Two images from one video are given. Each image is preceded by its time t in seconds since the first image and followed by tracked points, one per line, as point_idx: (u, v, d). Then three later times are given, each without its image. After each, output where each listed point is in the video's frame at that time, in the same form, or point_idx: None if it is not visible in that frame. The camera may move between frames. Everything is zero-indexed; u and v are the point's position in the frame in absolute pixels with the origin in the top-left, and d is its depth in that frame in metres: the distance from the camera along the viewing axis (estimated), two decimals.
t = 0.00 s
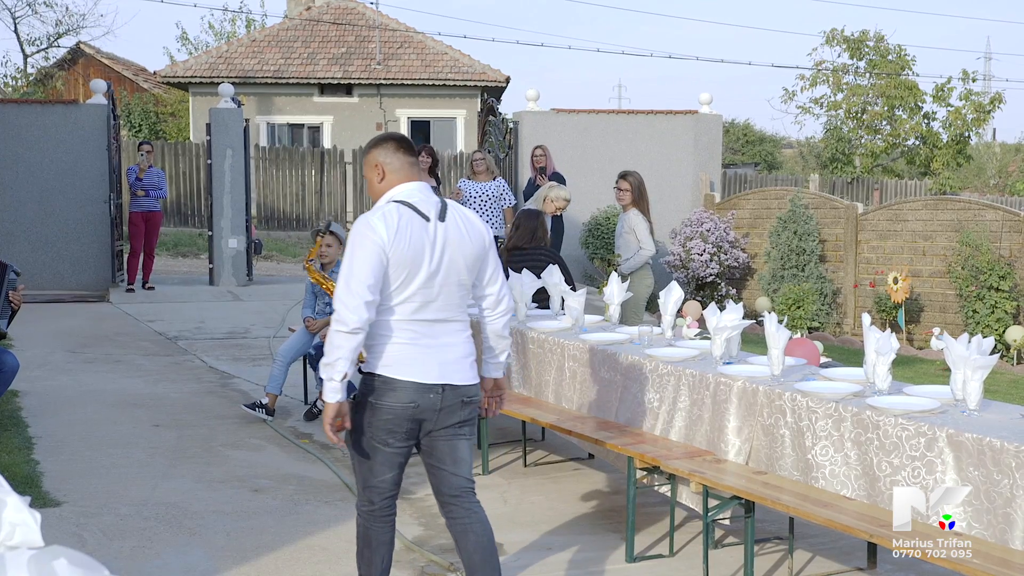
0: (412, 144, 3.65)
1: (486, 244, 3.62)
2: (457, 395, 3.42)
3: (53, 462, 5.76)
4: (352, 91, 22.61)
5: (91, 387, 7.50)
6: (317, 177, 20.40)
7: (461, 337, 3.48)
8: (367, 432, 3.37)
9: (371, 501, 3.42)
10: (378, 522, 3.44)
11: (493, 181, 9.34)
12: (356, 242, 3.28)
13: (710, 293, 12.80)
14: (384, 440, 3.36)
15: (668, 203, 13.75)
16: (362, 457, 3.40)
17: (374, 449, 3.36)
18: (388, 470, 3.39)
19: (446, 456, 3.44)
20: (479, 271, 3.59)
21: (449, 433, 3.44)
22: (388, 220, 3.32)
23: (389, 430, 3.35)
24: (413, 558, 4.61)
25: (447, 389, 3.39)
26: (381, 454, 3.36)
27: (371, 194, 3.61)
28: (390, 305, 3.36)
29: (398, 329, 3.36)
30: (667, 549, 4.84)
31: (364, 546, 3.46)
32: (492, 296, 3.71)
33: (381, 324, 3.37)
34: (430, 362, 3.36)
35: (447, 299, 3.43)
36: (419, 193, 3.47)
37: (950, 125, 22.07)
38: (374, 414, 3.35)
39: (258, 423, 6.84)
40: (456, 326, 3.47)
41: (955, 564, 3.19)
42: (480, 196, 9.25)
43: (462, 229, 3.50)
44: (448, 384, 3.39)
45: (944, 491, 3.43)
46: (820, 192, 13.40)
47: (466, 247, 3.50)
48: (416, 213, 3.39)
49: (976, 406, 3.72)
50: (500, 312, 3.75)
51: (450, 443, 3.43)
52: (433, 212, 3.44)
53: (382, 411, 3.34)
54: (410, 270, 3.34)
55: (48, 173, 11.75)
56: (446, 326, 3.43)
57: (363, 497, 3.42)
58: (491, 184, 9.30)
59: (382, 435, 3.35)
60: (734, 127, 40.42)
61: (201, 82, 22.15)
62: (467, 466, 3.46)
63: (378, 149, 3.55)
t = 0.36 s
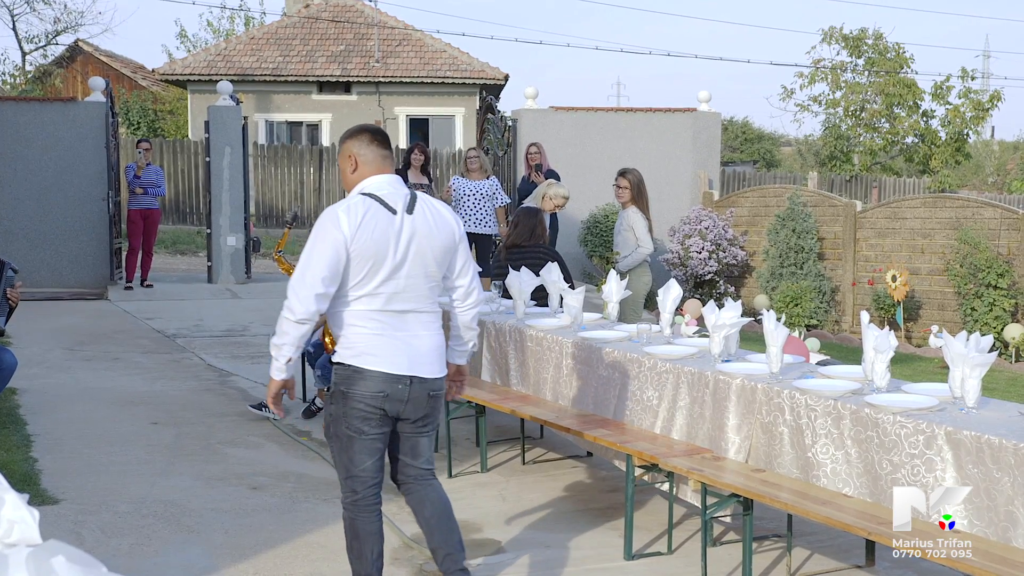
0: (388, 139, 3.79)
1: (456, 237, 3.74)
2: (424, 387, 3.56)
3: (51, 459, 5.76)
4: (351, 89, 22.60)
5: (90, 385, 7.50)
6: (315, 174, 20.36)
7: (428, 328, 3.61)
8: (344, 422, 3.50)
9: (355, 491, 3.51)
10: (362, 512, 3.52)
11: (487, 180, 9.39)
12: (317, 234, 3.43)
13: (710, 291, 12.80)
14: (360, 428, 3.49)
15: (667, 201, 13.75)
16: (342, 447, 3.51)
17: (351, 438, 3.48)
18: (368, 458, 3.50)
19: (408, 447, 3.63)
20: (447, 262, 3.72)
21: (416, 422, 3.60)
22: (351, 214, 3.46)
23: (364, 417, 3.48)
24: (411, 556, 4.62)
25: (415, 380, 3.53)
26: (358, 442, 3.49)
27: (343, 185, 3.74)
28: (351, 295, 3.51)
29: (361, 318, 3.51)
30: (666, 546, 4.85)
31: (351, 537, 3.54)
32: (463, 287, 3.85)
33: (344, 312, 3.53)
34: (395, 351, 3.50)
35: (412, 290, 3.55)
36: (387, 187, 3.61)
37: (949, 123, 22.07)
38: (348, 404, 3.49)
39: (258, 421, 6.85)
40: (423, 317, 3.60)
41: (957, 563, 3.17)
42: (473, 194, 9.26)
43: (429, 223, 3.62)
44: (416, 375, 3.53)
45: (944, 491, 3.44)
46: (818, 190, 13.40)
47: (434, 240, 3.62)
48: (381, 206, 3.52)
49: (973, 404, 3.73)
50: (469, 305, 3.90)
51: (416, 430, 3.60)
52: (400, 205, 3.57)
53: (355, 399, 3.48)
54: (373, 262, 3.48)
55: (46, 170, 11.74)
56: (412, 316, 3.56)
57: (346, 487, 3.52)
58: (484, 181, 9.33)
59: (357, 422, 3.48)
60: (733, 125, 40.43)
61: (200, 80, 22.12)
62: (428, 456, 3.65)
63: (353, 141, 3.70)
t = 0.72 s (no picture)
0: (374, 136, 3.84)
1: (434, 235, 3.79)
2: (405, 382, 3.64)
3: (50, 459, 5.76)
4: (349, 88, 22.60)
5: (88, 384, 7.50)
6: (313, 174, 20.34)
7: (405, 323, 3.68)
8: (329, 418, 3.56)
9: (346, 485, 3.55)
10: (354, 506, 3.57)
11: (480, 179, 9.38)
12: (293, 230, 3.50)
13: (708, 291, 12.83)
14: (346, 423, 3.55)
15: (666, 200, 13.74)
16: (331, 442, 3.56)
17: (339, 432, 3.54)
18: (357, 450, 3.55)
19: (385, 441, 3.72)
20: (425, 260, 3.77)
21: (396, 416, 3.69)
22: (328, 211, 3.51)
23: (349, 411, 3.55)
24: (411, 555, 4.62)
25: (396, 375, 3.61)
26: (346, 435, 3.54)
27: (327, 179, 3.79)
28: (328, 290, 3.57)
29: (338, 314, 3.57)
30: (664, 545, 4.85)
31: (347, 531, 3.58)
32: (441, 285, 3.91)
33: (320, 306, 3.60)
34: (373, 347, 3.56)
35: (388, 287, 3.62)
36: (368, 184, 3.66)
37: (948, 122, 22.06)
38: (332, 399, 3.55)
39: (257, 420, 6.85)
40: (400, 313, 3.67)
41: (957, 563, 3.17)
42: (467, 194, 9.24)
43: (407, 222, 3.67)
44: (396, 369, 3.60)
45: (944, 491, 3.43)
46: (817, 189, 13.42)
47: (411, 238, 3.67)
48: (358, 204, 3.57)
49: (972, 403, 3.74)
50: (444, 304, 3.95)
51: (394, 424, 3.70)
52: (377, 203, 3.62)
53: (339, 393, 3.55)
54: (349, 259, 3.54)
55: (45, 169, 11.73)
56: (389, 312, 3.63)
57: (337, 483, 3.56)
58: (478, 181, 9.32)
59: (344, 416, 3.55)
60: (732, 125, 40.43)
61: (198, 79, 22.10)
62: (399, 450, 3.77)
63: (339, 136, 3.75)
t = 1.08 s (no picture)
0: (363, 142, 3.87)
1: (418, 240, 3.82)
2: (388, 379, 3.67)
3: (49, 459, 5.75)
4: (349, 88, 22.59)
5: (88, 383, 7.50)
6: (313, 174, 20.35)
7: (388, 324, 3.70)
8: (317, 417, 3.58)
9: (339, 481, 3.58)
10: (348, 501, 3.60)
11: (476, 180, 9.40)
12: (279, 230, 3.53)
13: (708, 291, 12.83)
14: (334, 421, 3.57)
15: (666, 199, 13.73)
16: (320, 439, 3.58)
17: (329, 429, 3.57)
18: (348, 446, 3.58)
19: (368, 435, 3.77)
20: (408, 263, 3.80)
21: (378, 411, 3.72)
22: (313, 213, 3.54)
23: (338, 408, 3.57)
24: (410, 554, 4.62)
25: (380, 373, 3.63)
26: (336, 431, 3.57)
27: (314, 181, 3.81)
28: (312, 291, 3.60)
29: (322, 315, 3.59)
30: (664, 545, 4.85)
31: (343, 527, 3.60)
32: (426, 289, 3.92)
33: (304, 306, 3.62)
34: (356, 347, 3.58)
35: (372, 289, 3.64)
36: (352, 187, 3.68)
37: (947, 122, 22.06)
38: (319, 397, 3.57)
39: (257, 419, 6.85)
40: (383, 314, 3.69)
41: (959, 563, 3.16)
42: (463, 196, 9.26)
43: (390, 225, 3.70)
44: (380, 369, 3.63)
45: (945, 491, 3.43)
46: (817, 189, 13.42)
47: (394, 241, 3.70)
48: (344, 206, 3.60)
49: (972, 403, 3.74)
50: (430, 306, 3.96)
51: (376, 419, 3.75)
52: (363, 205, 3.65)
53: (327, 390, 3.56)
54: (334, 260, 3.56)
55: (45, 169, 11.73)
56: (372, 313, 3.65)
57: (329, 479, 3.59)
58: (473, 182, 9.34)
59: (332, 413, 3.57)
60: (731, 125, 40.44)
61: (198, 79, 22.10)
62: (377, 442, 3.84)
63: (328, 140, 3.77)
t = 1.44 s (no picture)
0: (357, 149, 3.88)
1: (408, 241, 3.88)
2: (376, 378, 3.73)
3: (51, 458, 5.76)
4: (350, 87, 22.59)
5: (90, 383, 7.50)
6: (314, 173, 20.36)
7: (376, 326, 3.75)
8: (309, 415, 3.61)
9: (330, 476, 3.60)
10: (339, 497, 3.61)
11: (475, 179, 9.40)
12: (275, 230, 3.54)
13: (709, 290, 12.78)
14: (327, 420, 3.60)
15: (667, 199, 13.72)
16: (311, 437, 3.61)
17: (320, 426, 3.60)
18: (339, 443, 3.62)
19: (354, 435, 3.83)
20: (396, 266, 3.86)
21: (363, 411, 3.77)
22: (310, 214, 3.58)
23: (330, 405, 3.61)
24: (411, 554, 4.62)
25: (369, 372, 3.69)
26: (328, 428, 3.61)
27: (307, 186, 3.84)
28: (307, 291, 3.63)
29: (313, 316, 3.63)
30: (666, 545, 4.85)
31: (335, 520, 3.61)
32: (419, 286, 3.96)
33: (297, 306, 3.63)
34: (345, 347, 3.62)
35: (363, 290, 3.70)
36: (343, 193, 3.72)
37: (948, 122, 22.04)
38: (311, 396, 3.60)
39: (259, 420, 6.86)
40: (372, 316, 3.74)
41: (958, 562, 3.17)
42: (463, 194, 9.26)
43: (382, 228, 3.76)
44: (369, 368, 3.69)
45: (945, 491, 3.44)
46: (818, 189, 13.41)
47: (385, 244, 3.77)
48: (339, 209, 3.64)
49: (973, 402, 3.74)
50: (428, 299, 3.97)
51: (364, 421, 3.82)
52: (356, 208, 3.70)
53: (320, 388, 3.60)
54: (329, 261, 3.61)
55: (46, 169, 11.73)
56: (362, 315, 3.71)
57: (321, 474, 3.61)
58: (473, 181, 9.35)
59: (325, 410, 3.61)
60: (732, 124, 40.44)
61: (199, 78, 22.11)
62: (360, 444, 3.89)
63: (322, 147, 3.80)
